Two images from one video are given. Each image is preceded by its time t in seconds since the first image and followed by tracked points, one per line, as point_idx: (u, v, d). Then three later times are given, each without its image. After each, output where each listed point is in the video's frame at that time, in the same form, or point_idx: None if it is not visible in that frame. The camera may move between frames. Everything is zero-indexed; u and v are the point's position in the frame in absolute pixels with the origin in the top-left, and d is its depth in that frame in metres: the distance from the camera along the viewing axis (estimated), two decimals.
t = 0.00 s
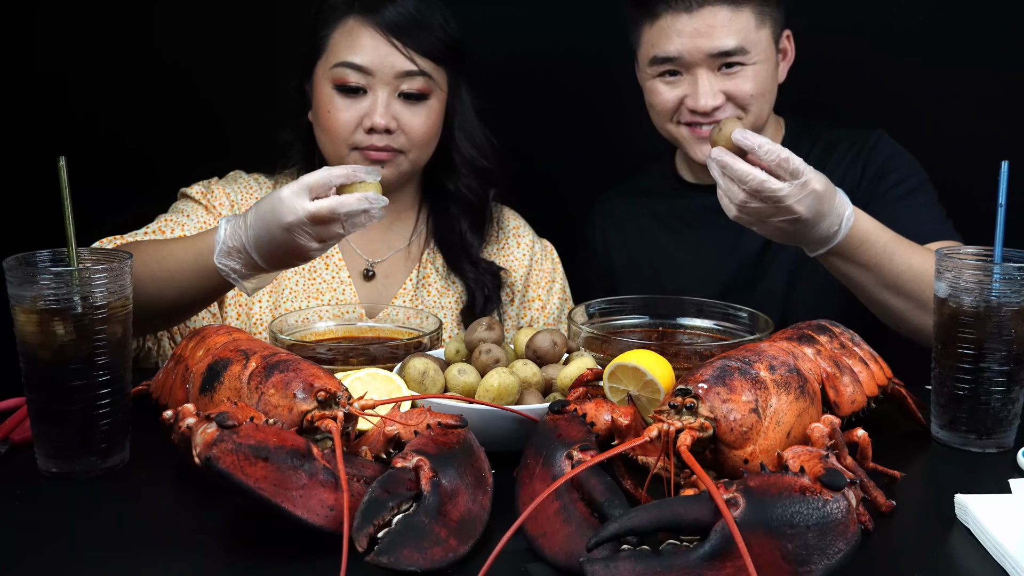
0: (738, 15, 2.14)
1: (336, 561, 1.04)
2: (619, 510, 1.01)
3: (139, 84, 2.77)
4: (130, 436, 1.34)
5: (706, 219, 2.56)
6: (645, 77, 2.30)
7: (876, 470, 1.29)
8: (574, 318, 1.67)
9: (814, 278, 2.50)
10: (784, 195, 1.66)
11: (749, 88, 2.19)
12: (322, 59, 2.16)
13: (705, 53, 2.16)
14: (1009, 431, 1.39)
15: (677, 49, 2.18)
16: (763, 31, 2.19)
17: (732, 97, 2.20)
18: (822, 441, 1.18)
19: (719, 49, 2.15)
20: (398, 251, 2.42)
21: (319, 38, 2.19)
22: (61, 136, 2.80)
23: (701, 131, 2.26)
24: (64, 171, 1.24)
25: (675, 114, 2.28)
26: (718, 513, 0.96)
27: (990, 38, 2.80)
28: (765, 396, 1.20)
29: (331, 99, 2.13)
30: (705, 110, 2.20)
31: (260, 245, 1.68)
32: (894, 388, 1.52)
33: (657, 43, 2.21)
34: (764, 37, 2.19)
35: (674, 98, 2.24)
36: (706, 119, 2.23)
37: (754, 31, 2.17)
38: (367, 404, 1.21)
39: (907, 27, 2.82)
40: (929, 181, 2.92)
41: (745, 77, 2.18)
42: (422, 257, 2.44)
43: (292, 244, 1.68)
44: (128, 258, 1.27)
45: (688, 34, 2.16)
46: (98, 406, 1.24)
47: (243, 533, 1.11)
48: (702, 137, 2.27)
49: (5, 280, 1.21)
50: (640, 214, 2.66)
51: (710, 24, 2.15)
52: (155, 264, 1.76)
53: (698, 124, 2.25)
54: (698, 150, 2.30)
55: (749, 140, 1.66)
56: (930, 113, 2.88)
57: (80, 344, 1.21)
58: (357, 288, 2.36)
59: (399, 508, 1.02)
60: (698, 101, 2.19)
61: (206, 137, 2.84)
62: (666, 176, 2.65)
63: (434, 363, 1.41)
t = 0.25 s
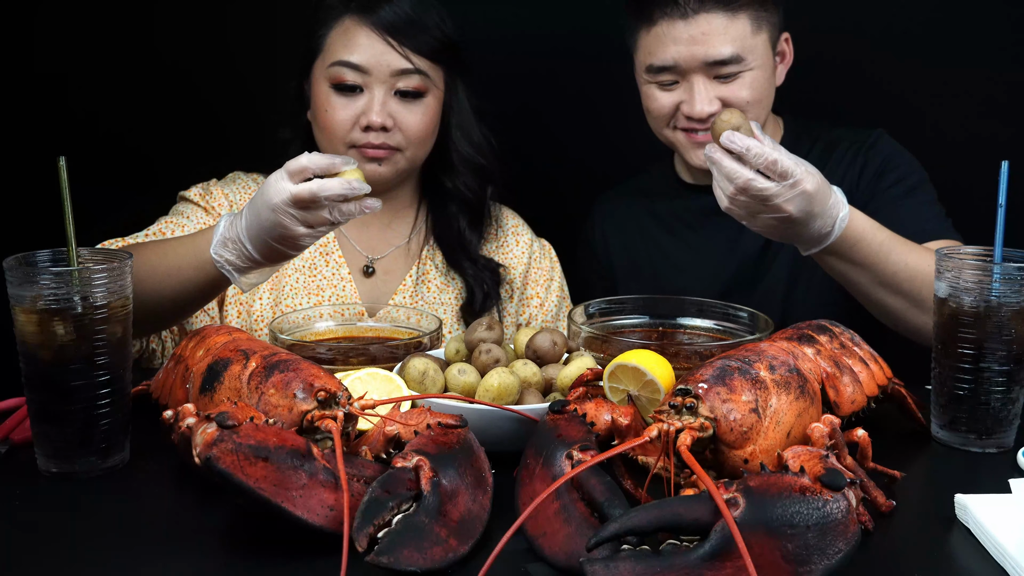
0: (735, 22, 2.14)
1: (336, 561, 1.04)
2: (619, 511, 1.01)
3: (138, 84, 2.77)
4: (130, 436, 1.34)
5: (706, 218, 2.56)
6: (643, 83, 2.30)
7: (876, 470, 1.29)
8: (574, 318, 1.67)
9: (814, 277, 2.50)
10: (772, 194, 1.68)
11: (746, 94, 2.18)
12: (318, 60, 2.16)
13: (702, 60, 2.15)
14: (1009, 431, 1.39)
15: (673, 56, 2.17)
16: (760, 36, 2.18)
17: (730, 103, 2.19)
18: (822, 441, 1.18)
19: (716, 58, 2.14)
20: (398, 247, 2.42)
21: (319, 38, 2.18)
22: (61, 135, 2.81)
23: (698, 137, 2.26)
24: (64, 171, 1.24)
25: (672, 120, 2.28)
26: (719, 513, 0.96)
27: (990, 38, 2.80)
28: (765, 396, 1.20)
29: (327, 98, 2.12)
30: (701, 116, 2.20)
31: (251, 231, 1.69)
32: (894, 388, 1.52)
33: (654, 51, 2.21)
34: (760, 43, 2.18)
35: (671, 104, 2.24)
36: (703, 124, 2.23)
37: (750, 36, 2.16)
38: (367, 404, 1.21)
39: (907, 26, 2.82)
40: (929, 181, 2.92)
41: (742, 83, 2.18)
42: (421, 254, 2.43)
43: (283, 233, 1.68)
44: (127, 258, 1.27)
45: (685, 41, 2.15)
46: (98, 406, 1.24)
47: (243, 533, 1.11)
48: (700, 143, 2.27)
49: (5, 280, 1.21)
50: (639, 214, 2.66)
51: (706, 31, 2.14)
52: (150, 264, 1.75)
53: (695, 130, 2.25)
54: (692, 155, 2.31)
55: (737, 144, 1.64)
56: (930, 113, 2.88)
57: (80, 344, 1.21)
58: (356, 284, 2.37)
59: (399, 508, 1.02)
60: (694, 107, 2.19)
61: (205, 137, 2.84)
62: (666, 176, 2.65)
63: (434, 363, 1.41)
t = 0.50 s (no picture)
0: (731, 25, 2.13)
1: (336, 561, 1.04)
2: (619, 511, 1.01)
3: (137, 85, 2.77)
4: (130, 436, 1.34)
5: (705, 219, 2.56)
6: (639, 84, 2.29)
7: (876, 470, 1.29)
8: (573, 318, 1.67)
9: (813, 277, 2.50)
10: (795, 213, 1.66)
11: (740, 99, 2.19)
12: (323, 57, 2.16)
13: (698, 62, 2.15)
14: (1009, 431, 1.39)
15: (670, 57, 2.16)
16: (757, 38, 2.18)
17: (725, 107, 2.20)
18: (822, 441, 1.18)
19: (711, 60, 2.14)
20: (401, 246, 2.42)
21: (319, 39, 2.19)
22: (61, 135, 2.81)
23: (693, 139, 2.27)
24: (65, 171, 1.24)
25: (668, 122, 2.28)
26: (719, 513, 0.96)
27: (990, 38, 2.80)
28: (765, 396, 1.20)
29: (330, 94, 2.12)
30: (696, 118, 2.20)
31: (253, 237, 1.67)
32: (894, 388, 1.52)
33: (650, 51, 2.20)
34: (758, 46, 2.18)
35: (667, 105, 2.24)
36: (698, 127, 2.23)
37: (748, 39, 2.16)
38: (367, 404, 1.21)
39: (907, 26, 2.82)
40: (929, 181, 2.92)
41: (737, 86, 2.18)
42: (424, 252, 2.43)
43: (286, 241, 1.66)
44: (128, 257, 1.27)
45: (682, 42, 2.14)
46: (98, 406, 1.24)
47: (243, 532, 1.11)
48: (694, 146, 2.28)
49: (5, 280, 1.21)
50: (638, 214, 2.66)
51: (703, 33, 2.13)
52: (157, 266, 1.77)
53: (690, 132, 2.25)
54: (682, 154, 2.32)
55: (749, 164, 1.63)
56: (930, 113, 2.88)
57: (80, 345, 1.21)
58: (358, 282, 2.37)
59: (399, 508, 1.02)
60: (690, 109, 2.19)
61: (203, 137, 2.84)
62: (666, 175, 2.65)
63: (434, 363, 1.41)
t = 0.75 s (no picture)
0: (736, 27, 2.13)
1: (336, 561, 1.04)
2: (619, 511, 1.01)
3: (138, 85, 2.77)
4: (130, 437, 1.34)
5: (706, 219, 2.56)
6: (640, 83, 2.29)
7: (876, 470, 1.29)
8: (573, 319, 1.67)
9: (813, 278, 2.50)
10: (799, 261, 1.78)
11: (741, 103, 2.20)
12: (325, 58, 2.16)
13: (701, 62, 2.15)
14: (1009, 431, 1.39)
15: (672, 56, 2.17)
16: (760, 41, 2.18)
17: (725, 110, 2.20)
18: (822, 441, 1.18)
19: (714, 61, 2.14)
20: (403, 244, 2.42)
21: (320, 40, 2.19)
22: (62, 135, 2.81)
23: (692, 142, 2.26)
24: (65, 171, 1.24)
25: (668, 124, 2.27)
26: (719, 512, 0.96)
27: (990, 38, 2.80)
28: (765, 396, 1.20)
29: (333, 94, 2.12)
30: (696, 120, 2.20)
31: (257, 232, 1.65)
32: (894, 388, 1.52)
33: (652, 50, 2.20)
34: (760, 49, 2.18)
35: (668, 106, 2.24)
36: (697, 130, 2.23)
37: (751, 41, 2.16)
38: (367, 404, 1.21)
39: (908, 27, 2.82)
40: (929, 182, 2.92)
41: (738, 90, 2.18)
42: (426, 251, 2.43)
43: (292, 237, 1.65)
44: (128, 257, 1.27)
45: (684, 42, 2.15)
46: (98, 405, 1.24)
47: (243, 532, 1.11)
48: (693, 149, 2.27)
49: (5, 280, 1.21)
50: (637, 215, 2.66)
51: (707, 33, 2.13)
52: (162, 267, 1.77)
53: (690, 135, 2.24)
54: (681, 157, 2.31)
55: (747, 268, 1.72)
56: (930, 113, 2.89)
57: (80, 344, 1.21)
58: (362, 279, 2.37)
59: (399, 508, 1.02)
60: (691, 110, 2.19)
61: (203, 137, 2.84)
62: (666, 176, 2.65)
63: (433, 363, 1.41)
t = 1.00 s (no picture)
0: (746, 30, 2.13)
1: (336, 561, 1.04)
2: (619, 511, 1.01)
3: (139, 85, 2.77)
4: (130, 437, 1.34)
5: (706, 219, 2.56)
6: (647, 83, 2.29)
7: (876, 470, 1.29)
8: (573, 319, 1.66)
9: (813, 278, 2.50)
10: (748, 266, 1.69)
11: (747, 107, 2.20)
12: (327, 58, 2.16)
13: (710, 65, 2.15)
14: (1009, 431, 1.39)
15: (680, 58, 2.16)
16: (769, 45, 2.18)
17: (732, 113, 2.21)
18: (822, 442, 1.18)
19: (723, 64, 2.14)
20: (405, 243, 2.42)
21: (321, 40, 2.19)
22: (62, 135, 2.81)
23: (698, 145, 2.27)
24: (65, 171, 1.24)
25: (674, 126, 2.28)
26: (719, 513, 0.96)
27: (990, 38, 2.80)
28: (765, 396, 1.20)
29: (336, 96, 2.12)
30: (704, 123, 2.20)
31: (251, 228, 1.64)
32: (894, 388, 1.52)
33: (662, 51, 2.19)
34: (769, 52, 2.18)
35: (675, 108, 2.24)
36: (704, 132, 2.24)
37: (761, 45, 2.16)
38: (367, 404, 1.21)
39: (908, 27, 2.82)
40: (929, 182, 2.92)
41: (746, 93, 2.18)
42: (428, 250, 2.44)
43: (289, 234, 1.64)
44: (128, 257, 1.27)
45: (694, 44, 2.14)
46: (98, 405, 1.24)
47: (243, 532, 1.11)
48: (699, 151, 2.28)
49: (5, 280, 1.21)
50: (638, 215, 2.66)
51: (717, 36, 2.13)
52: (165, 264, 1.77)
53: (696, 138, 2.25)
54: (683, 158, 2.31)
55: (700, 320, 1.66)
56: (930, 113, 2.89)
57: (80, 344, 1.21)
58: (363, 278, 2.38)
59: (399, 508, 1.02)
60: (697, 113, 2.19)
61: (203, 137, 2.84)
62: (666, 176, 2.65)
63: (433, 363, 1.41)
